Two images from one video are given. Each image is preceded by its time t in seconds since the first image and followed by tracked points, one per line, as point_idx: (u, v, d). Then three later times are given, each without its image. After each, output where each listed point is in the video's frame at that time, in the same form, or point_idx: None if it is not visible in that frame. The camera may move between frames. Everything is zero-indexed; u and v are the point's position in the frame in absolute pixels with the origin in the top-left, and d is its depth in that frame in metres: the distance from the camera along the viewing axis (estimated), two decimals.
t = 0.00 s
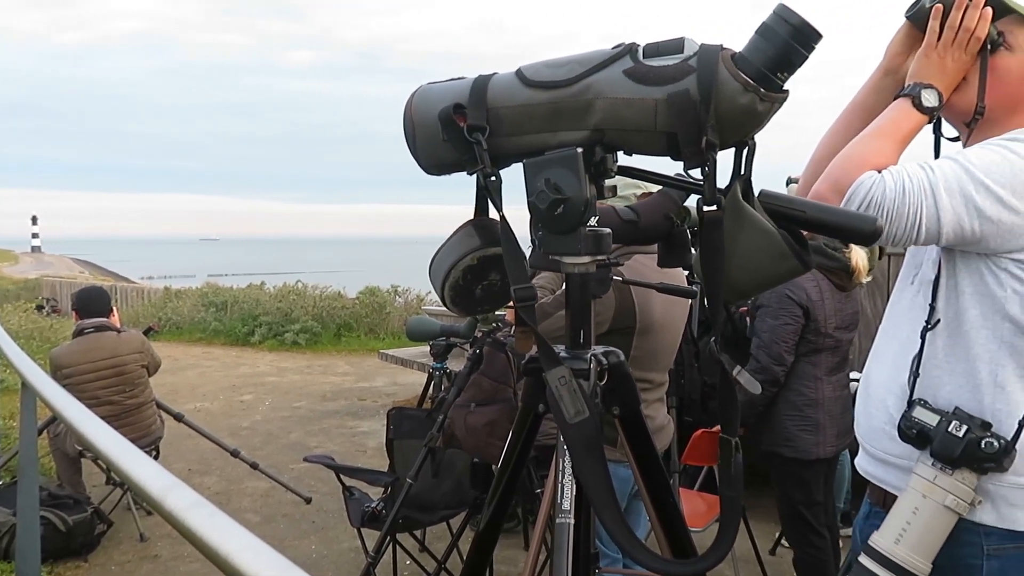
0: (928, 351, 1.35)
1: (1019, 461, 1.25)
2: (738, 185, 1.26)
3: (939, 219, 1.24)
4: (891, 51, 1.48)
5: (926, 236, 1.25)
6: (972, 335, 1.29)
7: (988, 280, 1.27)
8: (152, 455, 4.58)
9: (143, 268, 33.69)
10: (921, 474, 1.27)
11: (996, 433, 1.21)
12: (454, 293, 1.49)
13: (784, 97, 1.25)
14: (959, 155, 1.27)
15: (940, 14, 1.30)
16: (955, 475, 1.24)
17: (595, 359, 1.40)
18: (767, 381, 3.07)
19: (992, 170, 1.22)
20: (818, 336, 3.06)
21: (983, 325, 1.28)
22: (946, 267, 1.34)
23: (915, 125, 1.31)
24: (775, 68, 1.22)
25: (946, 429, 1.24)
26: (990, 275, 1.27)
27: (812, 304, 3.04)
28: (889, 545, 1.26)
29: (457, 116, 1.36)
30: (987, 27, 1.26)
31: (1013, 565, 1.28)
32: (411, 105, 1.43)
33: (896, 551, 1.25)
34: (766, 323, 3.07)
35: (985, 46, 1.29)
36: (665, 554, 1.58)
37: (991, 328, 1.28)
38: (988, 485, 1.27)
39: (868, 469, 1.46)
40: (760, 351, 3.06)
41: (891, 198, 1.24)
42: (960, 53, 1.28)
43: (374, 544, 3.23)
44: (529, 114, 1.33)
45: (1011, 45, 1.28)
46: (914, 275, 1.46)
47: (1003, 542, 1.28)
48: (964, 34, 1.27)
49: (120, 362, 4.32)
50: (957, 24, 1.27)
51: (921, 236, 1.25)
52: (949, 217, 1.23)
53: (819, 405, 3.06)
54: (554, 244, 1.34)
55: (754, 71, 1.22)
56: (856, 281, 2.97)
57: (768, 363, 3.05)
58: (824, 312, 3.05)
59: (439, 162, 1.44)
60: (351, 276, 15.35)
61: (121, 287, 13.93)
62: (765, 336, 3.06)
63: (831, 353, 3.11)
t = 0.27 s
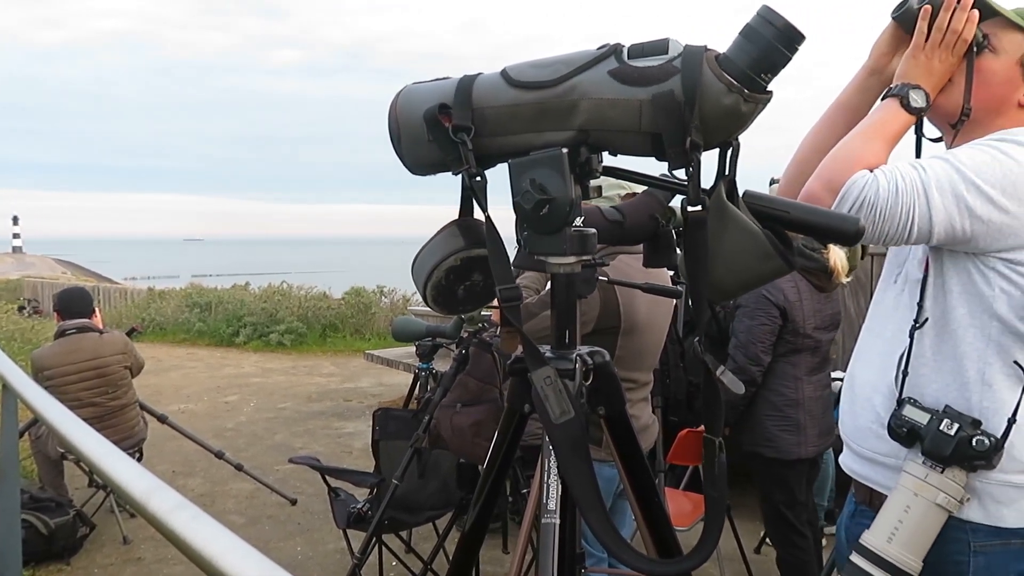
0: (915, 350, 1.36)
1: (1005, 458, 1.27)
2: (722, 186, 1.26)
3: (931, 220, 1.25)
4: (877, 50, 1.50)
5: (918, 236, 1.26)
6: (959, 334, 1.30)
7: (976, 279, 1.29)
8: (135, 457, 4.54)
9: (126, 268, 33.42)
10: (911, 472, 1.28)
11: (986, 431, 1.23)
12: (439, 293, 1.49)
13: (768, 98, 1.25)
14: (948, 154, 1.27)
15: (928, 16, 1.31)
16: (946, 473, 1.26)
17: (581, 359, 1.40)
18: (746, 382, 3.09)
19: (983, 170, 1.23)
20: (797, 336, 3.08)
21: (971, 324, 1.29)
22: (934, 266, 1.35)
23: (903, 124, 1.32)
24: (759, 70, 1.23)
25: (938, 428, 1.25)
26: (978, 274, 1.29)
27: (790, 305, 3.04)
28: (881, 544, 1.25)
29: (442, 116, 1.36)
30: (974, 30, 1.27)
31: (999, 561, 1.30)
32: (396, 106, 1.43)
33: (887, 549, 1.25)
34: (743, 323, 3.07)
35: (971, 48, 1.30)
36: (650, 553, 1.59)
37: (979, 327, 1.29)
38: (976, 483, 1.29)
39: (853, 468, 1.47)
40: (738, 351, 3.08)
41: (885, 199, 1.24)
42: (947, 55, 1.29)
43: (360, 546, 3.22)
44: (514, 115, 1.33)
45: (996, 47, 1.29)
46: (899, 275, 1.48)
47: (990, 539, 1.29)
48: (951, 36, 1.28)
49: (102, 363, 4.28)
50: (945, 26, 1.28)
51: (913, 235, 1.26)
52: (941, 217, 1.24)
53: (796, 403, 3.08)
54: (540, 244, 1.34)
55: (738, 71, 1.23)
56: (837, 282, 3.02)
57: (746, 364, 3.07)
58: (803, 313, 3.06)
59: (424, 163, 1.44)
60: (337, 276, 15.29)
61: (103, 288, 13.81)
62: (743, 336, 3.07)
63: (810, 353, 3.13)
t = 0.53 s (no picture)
0: (901, 350, 1.37)
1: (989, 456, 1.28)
2: (707, 186, 1.26)
3: (919, 219, 1.26)
4: (860, 52, 1.51)
5: (906, 235, 1.27)
6: (945, 333, 1.32)
7: (962, 279, 1.30)
8: (117, 459, 4.51)
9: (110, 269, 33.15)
10: (899, 471, 1.29)
11: (973, 429, 1.24)
12: (424, 294, 1.48)
13: (752, 98, 1.26)
14: (935, 155, 1.29)
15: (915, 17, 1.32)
16: (934, 471, 1.27)
17: (566, 359, 1.40)
18: (737, 383, 3.08)
19: (969, 170, 1.25)
20: (788, 340, 3.10)
21: (956, 323, 1.31)
22: (919, 266, 1.36)
23: (890, 124, 1.33)
24: (743, 71, 1.23)
25: (926, 426, 1.26)
26: (964, 273, 1.30)
27: (785, 309, 3.05)
28: (870, 542, 1.26)
29: (427, 116, 1.35)
30: (959, 33, 1.28)
31: (983, 559, 1.31)
32: (381, 106, 1.43)
33: (876, 547, 1.26)
34: (738, 326, 3.08)
35: (956, 51, 1.31)
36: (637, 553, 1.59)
37: (964, 325, 1.30)
38: (962, 481, 1.30)
39: (838, 466, 1.48)
40: (731, 353, 3.08)
41: (873, 198, 1.26)
42: (932, 57, 1.31)
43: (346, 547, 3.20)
44: (499, 115, 1.33)
45: (980, 50, 1.30)
46: (882, 274, 1.49)
47: (974, 537, 1.30)
48: (937, 38, 1.29)
49: (84, 365, 4.24)
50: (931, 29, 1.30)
51: (901, 235, 1.27)
52: (928, 217, 1.25)
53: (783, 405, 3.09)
54: (526, 244, 1.34)
55: (722, 72, 1.23)
56: (828, 286, 3.04)
57: (739, 366, 3.07)
58: (796, 317, 3.08)
59: (409, 163, 1.43)
60: (323, 276, 15.23)
61: (86, 290, 13.68)
62: (737, 338, 3.07)
63: (797, 355, 3.14)
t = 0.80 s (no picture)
0: (884, 349, 1.38)
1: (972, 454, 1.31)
2: (690, 187, 1.28)
3: (905, 218, 1.26)
4: (844, 52, 1.52)
5: (893, 234, 1.28)
6: (929, 332, 1.33)
7: (945, 278, 1.32)
8: (99, 461, 4.47)
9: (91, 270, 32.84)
10: (885, 469, 1.30)
11: (958, 427, 1.26)
12: (409, 295, 1.48)
13: (735, 100, 1.26)
14: (919, 155, 1.30)
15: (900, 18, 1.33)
16: (920, 469, 1.28)
17: (551, 360, 1.40)
18: (729, 385, 3.06)
19: (953, 170, 1.26)
20: (780, 340, 3.13)
21: (940, 322, 1.32)
22: (903, 266, 1.37)
23: (874, 123, 1.34)
24: (726, 71, 1.24)
25: (911, 424, 1.27)
26: (947, 273, 1.32)
27: (781, 312, 3.06)
28: (858, 540, 1.26)
29: (411, 117, 1.35)
30: (942, 34, 1.30)
31: (964, 556, 1.32)
32: (364, 106, 1.42)
33: (864, 546, 1.25)
34: (732, 327, 3.06)
35: (939, 53, 1.32)
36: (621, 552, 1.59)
37: (948, 325, 1.31)
38: (947, 479, 1.31)
39: (821, 466, 1.48)
40: (725, 354, 3.06)
41: (861, 197, 1.26)
42: (917, 57, 1.32)
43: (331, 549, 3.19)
44: (483, 116, 1.33)
45: (962, 53, 1.32)
46: (864, 274, 1.50)
47: (955, 534, 1.31)
48: (921, 39, 1.31)
49: (65, 367, 4.20)
50: (915, 29, 1.31)
51: (888, 234, 1.28)
52: (914, 216, 1.26)
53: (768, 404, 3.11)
54: (510, 245, 1.34)
55: (705, 73, 1.24)
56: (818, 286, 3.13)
57: (733, 367, 3.05)
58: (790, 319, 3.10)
59: (393, 163, 1.43)
60: (308, 275, 15.16)
61: (67, 291, 13.54)
62: (731, 340, 3.05)
63: (785, 354, 3.18)
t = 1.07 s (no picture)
0: (861, 348, 1.39)
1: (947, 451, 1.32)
2: (670, 189, 1.27)
3: (879, 215, 1.28)
4: (822, 55, 1.53)
5: (867, 229, 1.29)
6: (904, 331, 1.34)
7: (920, 277, 1.33)
8: (76, 465, 4.41)
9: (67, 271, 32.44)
10: (862, 467, 1.31)
11: (933, 424, 1.27)
12: (389, 296, 1.47)
13: (714, 101, 1.27)
14: (893, 154, 1.31)
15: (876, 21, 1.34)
16: (896, 467, 1.29)
17: (532, 361, 1.40)
18: (718, 387, 3.08)
19: (926, 169, 1.28)
20: (768, 342, 3.16)
21: (915, 320, 1.33)
22: (879, 265, 1.39)
23: (851, 123, 1.35)
24: (706, 73, 1.25)
25: (888, 422, 1.28)
26: (922, 271, 1.33)
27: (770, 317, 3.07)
28: (834, 537, 1.27)
29: (392, 117, 1.34)
30: (918, 38, 1.31)
31: (940, 554, 1.33)
32: (344, 107, 1.42)
33: (841, 542, 1.27)
34: (722, 330, 3.07)
35: (914, 56, 1.34)
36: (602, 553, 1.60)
37: (922, 323, 1.33)
38: (922, 476, 1.33)
39: (800, 465, 1.50)
40: (715, 357, 3.07)
41: (836, 192, 1.27)
42: (893, 59, 1.33)
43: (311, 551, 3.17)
44: (463, 117, 1.33)
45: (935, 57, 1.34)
46: (842, 274, 1.51)
47: (931, 532, 1.33)
48: (896, 42, 1.32)
49: (41, 369, 4.15)
50: (891, 32, 1.32)
51: (861, 229, 1.29)
52: (888, 212, 1.28)
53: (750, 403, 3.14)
54: (490, 246, 1.34)
55: (685, 75, 1.24)
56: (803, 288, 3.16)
57: (723, 370, 3.06)
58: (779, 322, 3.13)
59: (373, 164, 1.42)
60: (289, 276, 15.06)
61: (43, 292, 13.37)
62: (722, 344, 3.06)
63: (770, 356, 3.22)
